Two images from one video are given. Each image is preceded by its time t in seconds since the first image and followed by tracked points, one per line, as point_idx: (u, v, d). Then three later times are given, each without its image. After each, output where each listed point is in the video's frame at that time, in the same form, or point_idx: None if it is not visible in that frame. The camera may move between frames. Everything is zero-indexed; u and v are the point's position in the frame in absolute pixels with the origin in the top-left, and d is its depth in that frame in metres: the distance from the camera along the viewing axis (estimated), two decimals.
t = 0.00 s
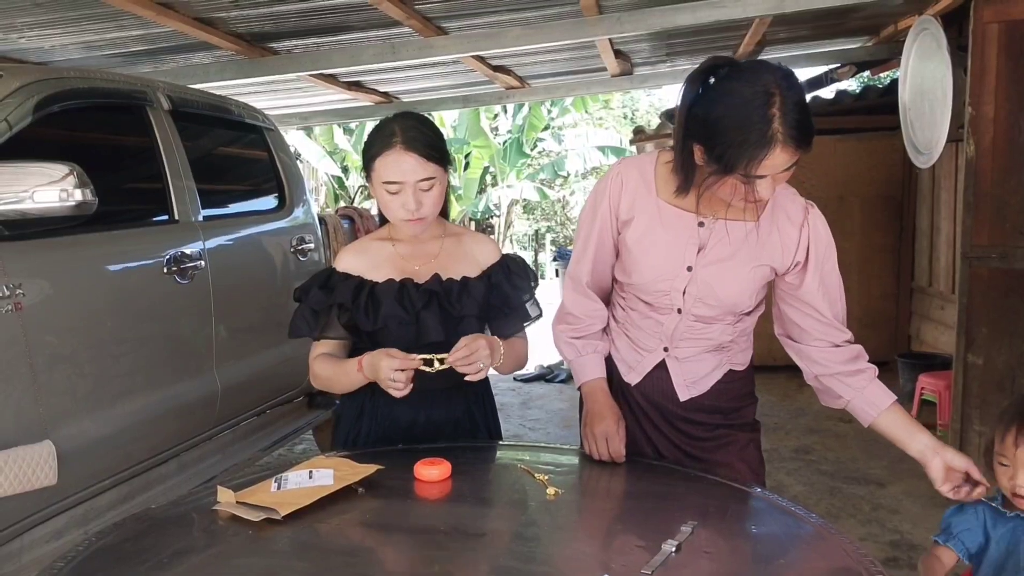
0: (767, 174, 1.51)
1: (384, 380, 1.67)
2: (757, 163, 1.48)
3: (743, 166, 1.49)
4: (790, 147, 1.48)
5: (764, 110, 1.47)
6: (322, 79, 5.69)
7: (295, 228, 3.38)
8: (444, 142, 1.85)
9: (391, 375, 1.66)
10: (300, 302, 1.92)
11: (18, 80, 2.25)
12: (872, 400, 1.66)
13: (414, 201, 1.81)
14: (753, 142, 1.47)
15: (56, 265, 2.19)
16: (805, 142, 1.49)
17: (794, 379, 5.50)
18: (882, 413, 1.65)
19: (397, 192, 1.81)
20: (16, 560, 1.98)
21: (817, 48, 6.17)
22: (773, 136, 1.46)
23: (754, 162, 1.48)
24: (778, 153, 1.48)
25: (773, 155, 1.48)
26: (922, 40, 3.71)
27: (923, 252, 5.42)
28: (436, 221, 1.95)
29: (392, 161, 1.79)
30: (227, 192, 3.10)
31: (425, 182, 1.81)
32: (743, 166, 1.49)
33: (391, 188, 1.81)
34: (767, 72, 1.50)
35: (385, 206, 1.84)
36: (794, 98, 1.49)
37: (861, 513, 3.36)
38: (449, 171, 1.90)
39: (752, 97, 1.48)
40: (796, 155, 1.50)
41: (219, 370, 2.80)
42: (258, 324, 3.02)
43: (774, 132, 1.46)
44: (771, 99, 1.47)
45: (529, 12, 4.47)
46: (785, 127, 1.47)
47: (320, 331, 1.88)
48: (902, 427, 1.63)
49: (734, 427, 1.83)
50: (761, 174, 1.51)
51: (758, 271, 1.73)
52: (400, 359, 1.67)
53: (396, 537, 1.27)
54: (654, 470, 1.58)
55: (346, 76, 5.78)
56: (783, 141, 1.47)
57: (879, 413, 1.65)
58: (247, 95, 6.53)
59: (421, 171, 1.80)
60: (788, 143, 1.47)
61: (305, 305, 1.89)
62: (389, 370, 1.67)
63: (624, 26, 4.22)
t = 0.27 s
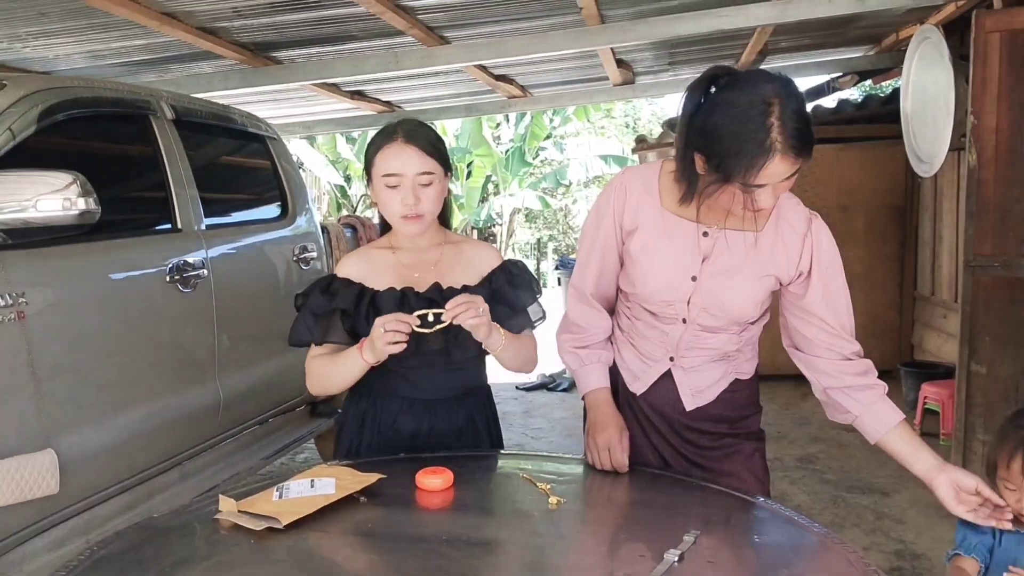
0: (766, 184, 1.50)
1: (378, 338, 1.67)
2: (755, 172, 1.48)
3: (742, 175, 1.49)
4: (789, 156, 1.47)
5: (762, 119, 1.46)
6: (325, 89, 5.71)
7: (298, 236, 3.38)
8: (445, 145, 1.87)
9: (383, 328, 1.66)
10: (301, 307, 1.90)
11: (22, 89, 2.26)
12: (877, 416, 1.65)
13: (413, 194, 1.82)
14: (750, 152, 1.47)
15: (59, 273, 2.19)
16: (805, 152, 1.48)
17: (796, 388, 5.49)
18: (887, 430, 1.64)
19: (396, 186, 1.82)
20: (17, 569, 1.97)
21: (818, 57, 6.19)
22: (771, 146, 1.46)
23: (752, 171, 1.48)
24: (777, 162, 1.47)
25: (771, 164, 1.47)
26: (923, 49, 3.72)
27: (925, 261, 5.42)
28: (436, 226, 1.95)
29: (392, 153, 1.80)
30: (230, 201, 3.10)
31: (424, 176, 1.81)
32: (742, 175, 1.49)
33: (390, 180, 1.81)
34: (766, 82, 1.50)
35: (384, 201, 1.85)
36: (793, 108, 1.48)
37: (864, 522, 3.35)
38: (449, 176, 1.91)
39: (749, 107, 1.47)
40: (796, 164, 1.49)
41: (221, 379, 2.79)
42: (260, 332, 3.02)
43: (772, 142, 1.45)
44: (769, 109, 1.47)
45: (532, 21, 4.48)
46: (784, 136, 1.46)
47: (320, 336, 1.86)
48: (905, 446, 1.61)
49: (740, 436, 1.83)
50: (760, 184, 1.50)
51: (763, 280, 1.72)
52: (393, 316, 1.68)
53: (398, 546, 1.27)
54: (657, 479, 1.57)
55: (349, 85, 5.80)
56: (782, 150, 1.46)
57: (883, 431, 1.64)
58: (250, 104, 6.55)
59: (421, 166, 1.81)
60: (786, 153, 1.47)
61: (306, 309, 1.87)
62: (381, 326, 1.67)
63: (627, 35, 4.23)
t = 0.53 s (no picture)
0: (775, 187, 1.50)
1: (373, 325, 1.66)
2: (765, 175, 1.48)
3: (751, 178, 1.49)
4: (799, 160, 1.47)
5: (772, 123, 1.46)
6: (326, 91, 5.71)
7: (299, 239, 3.38)
8: (444, 147, 1.87)
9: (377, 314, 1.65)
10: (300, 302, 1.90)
11: (23, 92, 2.26)
12: (879, 421, 1.64)
13: (413, 193, 1.81)
14: (760, 155, 1.47)
15: (60, 276, 2.20)
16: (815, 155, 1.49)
17: (797, 391, 5.49)
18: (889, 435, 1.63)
19: (396, 185, 1.81)
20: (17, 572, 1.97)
21: (819, 60, 6.19)
22: (781, 149, 1.46)
23: (762, 175, 1.48)
24: (787, 166, 1.47)
25: (781, 167, 1.47)
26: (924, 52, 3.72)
27: (926, 264, 5.42)
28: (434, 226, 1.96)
29: (392, 152, 1.80)
30: (231, 203, 3.11)
31: (424, 175, 1.81)
32: (752, 179, 1.49)
33: (389, 179, 1.81)
34: (776, 86, 1.50)
35: (383, 201, 1.84)
36: (804, 111, 1.48)
37: (866, 525, 3.34)
38: (449, 178, 1.91)
39: (760, 111, 1.48)
40: (806, 168, 1.49)
41: (221, 381, 2.79)
42: (261, 335, 3.02)
43: (782, 146, 1.46)
44: (780, 113, 1.47)
45: (533, 24, 4.49)
46: (794, 140, 1.46)
47: (318, 331, 1.84)
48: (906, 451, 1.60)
49: (743, 439, 1.82)
50: (770, 187, 1.50)
51: (768, 284, 1.72)
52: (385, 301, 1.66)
53: (399, 549, 1.27)
54: (658, 482, 1.57)
55: (350, 88, 5.80)
56: (792, 154, 1.46)
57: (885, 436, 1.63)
58: (251, 106, 6.55)
59: (421, 165, 1.80)
60: (796, 156, 1.47)
61: (305, 303, 1.86)
62: (376, 313, 1.66)
63: (628, 38, 4.24)
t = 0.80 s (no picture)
0: (780, 187, 1.51)
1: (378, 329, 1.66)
2: (771, 175, 1.49)
3: (757, 178, 1.50)
4: (805, 160, 1.48)
5: (778, 123, 1.47)
6: (327, 93, 5.72)
7: (300, 241, 3.39)
8: (444, 148, 1.88)
9: (385, 324, 1.65)
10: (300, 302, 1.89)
11: (25, 94, 2.26)
12: (884, 427, 1.64)
13: (411, 193, 1.81)
14: (765, 155, 1.47)
15: (62, 278, 2.20)
16: (820, 155, 1.49)
17: (799, 392, 5.48)
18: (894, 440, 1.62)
19: (395, 185, 1.81)
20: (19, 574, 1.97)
21: (821, 62, 6.19)
22: (786, 150, 1.46)
23: (768, 175, 1.49)
24: (792, 166, 1.48)
25: (786, 168, 1.48)
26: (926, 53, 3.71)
27: (928, 265, 5.41)
28: (434, 227, 1.96)
29: (392, 152, 1.80)
30: (233, 205, 3.11)
31: (423, 175, 1.81)
32: (757, 178, 1.50)
33: (388, 179, 1.81)
34: (782, 86, 1.50)
35: (383, 201, 1.85)
36: (809, 111, 1.48)
37: (867, 527, 3.34)
38: (449, 180, 1.92)
39: (765, 111, 1.48)
40: (811, 168, 1.50)
41: (223, 382, 2.79)
42: (262, 336, 3.02)
43: (788, 147, 1.46)
44: (785, 113, 1.47)
45: (534, 26, 4.49)
46: (800, 141, 1.47)
47: (320, 332, 1.84)
48: (911, 457, 1.60)
49: (745, 440, 1.82)
50: (775, 186, 1.51)
51: (771, 286, 1.72)
52: (389, 307, 1.65)
53: (400, 551, 1.27)
54: (659, 483, 1.57)
55: (351, 89, 5.81)
56: (797, 154, 1.47)
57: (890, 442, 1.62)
58: (252, 108, 6.56)
59: (419, 163, 1.80)
60: (801, 157, 1.47)
61: (305, 304, 1.86)
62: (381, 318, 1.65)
63: (630, 40, 4.24)
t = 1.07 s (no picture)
0: (773, 183, 1.50)
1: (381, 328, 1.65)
2: (763, 169, 1.48)
3: (749, 173, 1.49)
4: (796, 154, 1.47)
5: (769, 117, 1.46)
6: (328, 93, 5.72)
7: (301, 240, 3.38)
8: (444, 149, 1.88)
9: (387, 322, 1.64)
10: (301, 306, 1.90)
11: (25, 93, 2.26)
12: (879, 423, 1.64)
13: (411, 194, 1.82)
14: (757, 149, 1.47)
15: (63, 277, 2.20)
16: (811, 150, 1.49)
17: (800, 392, 5.48)
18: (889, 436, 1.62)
19: (395, 185, 1.81)
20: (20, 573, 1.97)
21: (821, 61, 6.19)
22: (777, 144, 1.46)
23: (760, 169, 1.48)
24: (783, 161, 1.47)
25: (778, 162, 1.47)
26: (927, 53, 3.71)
27: (929, 265, 5.41)
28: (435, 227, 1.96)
29: (392, 152, 1.81)
30: (234, 205, 3.11)
31: (423, 175, 1.81)
32: (749, 173, 1.49)
33: (388, 179, 1.81)
34: (773, 81, 1.50)
35: (383, 201, 1.85)
36: (800, 106, 1.48)
37: (868, 527, 3.34)
38: (450, 179, 1.91)
39: (756, 106, 1.48)
40: (802, 163, 1.49)
41: (224, 382, 2.80)
42: (263, 336, 3.02)
43: (779, 141, 1.46)
44: (777, 108, 1.47)
45: (535, 26, 4.49)
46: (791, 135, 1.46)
47: (322, 335, 1.86)
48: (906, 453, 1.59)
49: (745, 440, 1.82)
50: (768, 182, 1.50)
51: (769, 284, 1.72)
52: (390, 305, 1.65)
53: (400, 550, 1.27)
54: (659, 483, 1.57)
55: (352, 89, 5.81)
56: (788, 149, 1.47)
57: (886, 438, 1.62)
58: (253, 108, 6.56)
59: (419, 164, 1.81)
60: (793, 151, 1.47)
61: (307, 307, 1.87)
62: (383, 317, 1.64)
63: (630, 39, 4.23)
